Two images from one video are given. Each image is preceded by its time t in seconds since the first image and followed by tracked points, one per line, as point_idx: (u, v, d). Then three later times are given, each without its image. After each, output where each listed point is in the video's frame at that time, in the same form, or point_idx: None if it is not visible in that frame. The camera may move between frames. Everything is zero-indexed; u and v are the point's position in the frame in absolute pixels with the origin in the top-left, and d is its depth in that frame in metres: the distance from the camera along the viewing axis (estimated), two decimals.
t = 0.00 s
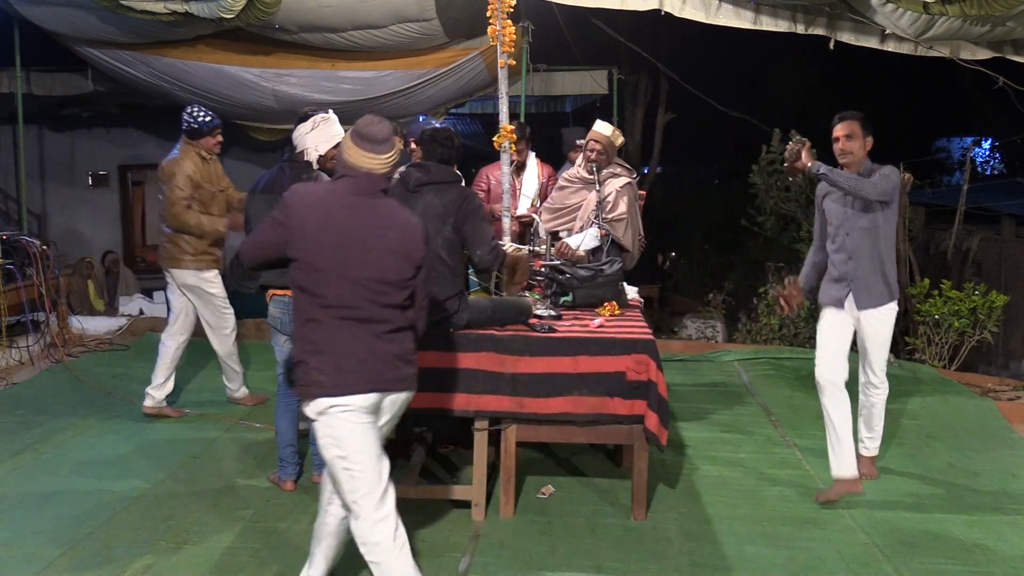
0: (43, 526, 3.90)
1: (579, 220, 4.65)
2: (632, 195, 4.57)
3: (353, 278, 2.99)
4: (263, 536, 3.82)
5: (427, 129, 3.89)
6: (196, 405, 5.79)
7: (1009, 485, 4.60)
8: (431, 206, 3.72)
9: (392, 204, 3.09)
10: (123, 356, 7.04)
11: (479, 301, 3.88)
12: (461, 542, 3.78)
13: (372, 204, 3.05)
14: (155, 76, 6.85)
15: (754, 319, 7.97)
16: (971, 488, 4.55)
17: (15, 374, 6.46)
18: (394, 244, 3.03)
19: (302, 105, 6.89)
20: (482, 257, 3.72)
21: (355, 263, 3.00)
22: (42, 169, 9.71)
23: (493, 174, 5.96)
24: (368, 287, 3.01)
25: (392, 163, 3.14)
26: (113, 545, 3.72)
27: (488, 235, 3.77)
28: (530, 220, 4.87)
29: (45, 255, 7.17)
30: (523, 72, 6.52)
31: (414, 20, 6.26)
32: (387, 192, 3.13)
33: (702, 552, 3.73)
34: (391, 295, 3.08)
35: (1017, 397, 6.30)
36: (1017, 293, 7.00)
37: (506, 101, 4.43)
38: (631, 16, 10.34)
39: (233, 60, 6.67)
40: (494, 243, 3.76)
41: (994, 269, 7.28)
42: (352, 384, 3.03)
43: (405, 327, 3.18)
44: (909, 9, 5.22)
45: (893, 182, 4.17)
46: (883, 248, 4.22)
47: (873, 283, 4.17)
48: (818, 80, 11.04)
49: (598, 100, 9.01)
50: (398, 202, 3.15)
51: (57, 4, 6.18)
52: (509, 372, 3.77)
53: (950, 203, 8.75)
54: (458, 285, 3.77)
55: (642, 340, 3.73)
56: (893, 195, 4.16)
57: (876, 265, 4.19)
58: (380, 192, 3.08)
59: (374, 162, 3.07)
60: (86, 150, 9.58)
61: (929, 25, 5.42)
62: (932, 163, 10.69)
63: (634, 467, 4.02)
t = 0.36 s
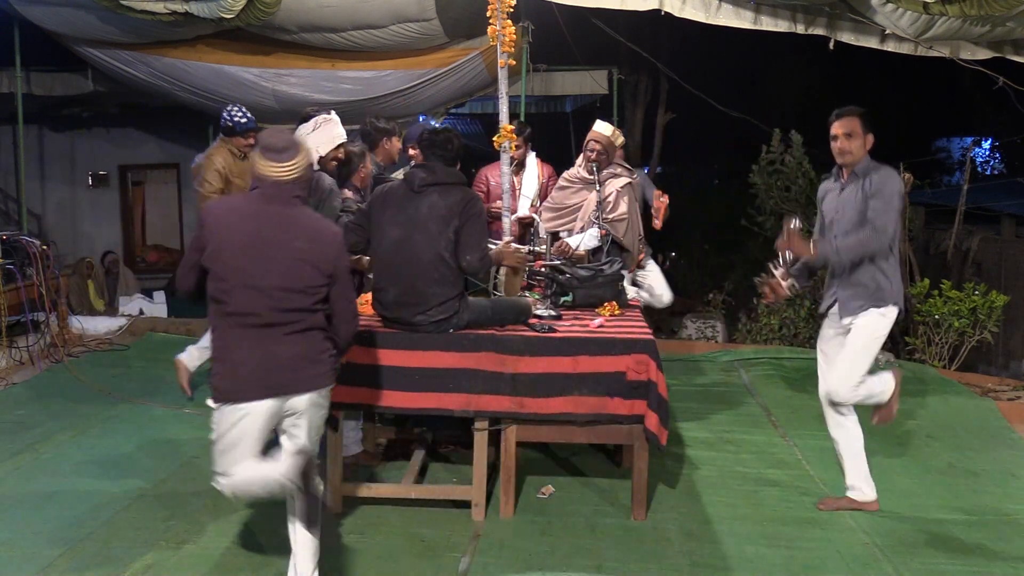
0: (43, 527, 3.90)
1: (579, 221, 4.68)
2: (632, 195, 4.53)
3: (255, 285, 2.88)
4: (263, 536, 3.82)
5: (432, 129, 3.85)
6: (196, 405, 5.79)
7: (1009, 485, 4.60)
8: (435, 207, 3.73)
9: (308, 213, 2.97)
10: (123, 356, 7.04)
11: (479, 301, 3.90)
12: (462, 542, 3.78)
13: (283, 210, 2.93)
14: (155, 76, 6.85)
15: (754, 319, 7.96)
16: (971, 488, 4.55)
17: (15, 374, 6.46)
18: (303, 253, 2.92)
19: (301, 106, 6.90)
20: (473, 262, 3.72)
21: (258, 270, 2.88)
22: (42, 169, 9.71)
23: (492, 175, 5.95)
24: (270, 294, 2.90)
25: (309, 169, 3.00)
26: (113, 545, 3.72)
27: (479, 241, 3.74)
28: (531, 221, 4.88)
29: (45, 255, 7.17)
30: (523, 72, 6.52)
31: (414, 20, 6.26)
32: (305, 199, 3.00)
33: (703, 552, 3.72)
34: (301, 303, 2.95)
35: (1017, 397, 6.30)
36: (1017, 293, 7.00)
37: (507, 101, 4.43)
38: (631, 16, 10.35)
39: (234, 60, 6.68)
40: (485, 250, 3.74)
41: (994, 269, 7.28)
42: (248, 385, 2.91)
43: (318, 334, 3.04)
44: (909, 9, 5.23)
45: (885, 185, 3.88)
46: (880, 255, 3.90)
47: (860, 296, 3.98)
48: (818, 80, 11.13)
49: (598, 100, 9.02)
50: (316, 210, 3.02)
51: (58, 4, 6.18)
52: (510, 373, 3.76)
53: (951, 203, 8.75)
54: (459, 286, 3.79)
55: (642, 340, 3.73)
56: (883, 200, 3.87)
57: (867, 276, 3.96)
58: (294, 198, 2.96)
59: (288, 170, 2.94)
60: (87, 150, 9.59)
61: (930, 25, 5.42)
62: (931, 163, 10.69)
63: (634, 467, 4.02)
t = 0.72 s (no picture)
0: (43, 526, 3.91)
1: (581, 222, 4.65)
2: (633, 195, 4.51)
3: (140, 287, 2.99)
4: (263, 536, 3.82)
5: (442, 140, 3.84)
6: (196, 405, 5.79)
7: (1009, 485, 4.59)
8: (431, 207, 3.73)
9: (182, 207, 3.05)
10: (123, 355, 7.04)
11: (479, 300, 3.89)
12: (462, 542, 3.78)
13: (154, 210, 3.02)
14: (155, 76, 6.85)
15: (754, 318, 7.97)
16: (971, 488, 4.55)
17: (15, 374, 6.46)
18: (191, 250, 3.02)
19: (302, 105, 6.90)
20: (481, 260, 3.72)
21: (140, 273, 2.98)
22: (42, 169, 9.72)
23: (493, 175, 5.95)
24: (155, 295, 3.01)
25: (170, 163, 3.06)
26: (113, 545, 3.72)
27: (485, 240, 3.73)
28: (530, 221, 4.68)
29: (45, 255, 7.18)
30: (523, 71, 6.52)
31: (414, 20, 6.26)
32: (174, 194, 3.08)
33: (702, 552, 3.72)
34: (195, 297, 3.06)
35: (1017, 397, 6.29)
36: (1018, 293, 6.99)
37: (506, 101, 4.43)
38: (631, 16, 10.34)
39: (233, 60, 6.68)
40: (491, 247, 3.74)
41: (994, 268, 7.28)
42: (153, 378, 3.05)
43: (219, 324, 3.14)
44: (909, 9, 5.23)
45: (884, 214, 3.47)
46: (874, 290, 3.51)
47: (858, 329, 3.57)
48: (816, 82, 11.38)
49: (598, 100, 9.01)
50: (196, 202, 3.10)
51: (58, 4, 6.18)
52: (510, 373, 3.77)
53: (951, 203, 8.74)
54: (459, 285, 3.79)
55: (642, 340, 3.73)
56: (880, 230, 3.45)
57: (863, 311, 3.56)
58: (164, 197, 3.04)
59: (151, 170, 3.00)
60: (87, 150, 9.60)
61: (930, 24, 5.42)
62: (931, 163, 10.69)
63: (634, 467, 4.02)
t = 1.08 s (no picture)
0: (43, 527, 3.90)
1: (581, 222, 4.62)
2: (636, 195, 4.53)
3: (39, 265, 3.12)
4: (263, 536, 3.82)
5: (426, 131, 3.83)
6: (196, 405, 5.79)
7: (1009, 485, 4.59)
8: (436, 208, 3.73)
9: (80, 187, 3.14)
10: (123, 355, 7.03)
11: (479, 301, 3.90)
12: (462, 542, 3.78)
13: (56, 189, 3.12)
14: (155, 76, 6.85)
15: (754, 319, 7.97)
16: (971, 488, 4.55)
17: (15, 374, 6.46)
18: (76, 228, 3.11)
19: (301, 105, 6.90)
20: (493, 265, 3.74)
21: (38, 248, 3.11)
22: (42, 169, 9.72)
23: (494, 175, 5.96)
24: (51, 272, 3.13)
25: (76, 144, 3.19)
26: (113, 545, 3.71)
27: (498, 245, 3.74)
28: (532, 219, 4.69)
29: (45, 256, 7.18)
30: (523, 71, 6.52)
31: (414, 20, 6.26)
32: (80, 174, 3.19)
33: (702, 552, 3.73)
34: (82, 276, 3.15)
35: (1017, 397, 6.29)
36: (1018, 293, 6.99)
37: (507, 101, 4.43)
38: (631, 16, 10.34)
39: (233, 60, 6.69)
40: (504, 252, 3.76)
41: (994, 268, 7.28)
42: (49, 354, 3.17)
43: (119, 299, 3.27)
44: (909, 9, 5.22)
45: (867, 179, 3.31)
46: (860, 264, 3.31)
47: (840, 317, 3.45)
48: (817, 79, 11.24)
49: (598, 100, 9.02)
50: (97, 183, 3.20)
51: (57, 4, 6.18)
52: (509, 373, 3.77)
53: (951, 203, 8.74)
54: (460, 285, 3.79)
55: (642, 340, 3.73)
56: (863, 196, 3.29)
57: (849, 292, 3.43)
58: (67, 176, 3.15)
59: (55, 151, 3.12)
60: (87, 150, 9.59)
61: (929, 24, 5.43)
62: (931, 163, 10.68)
63: (634, 467, 4.02)
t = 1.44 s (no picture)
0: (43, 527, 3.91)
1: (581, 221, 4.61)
2: (637, 194, 4.49)
3: (17, 247, 3.34)
4: (263, 536, 3.82)
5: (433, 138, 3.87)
6: (196, 405, 5.79)
7: (1009, 485, 4.60)
8: (433, 206, 3.74)
9: (70, 191, 3.37)
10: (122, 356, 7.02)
11: (479, 301, 3.90)
12: (462, 542, 3.78)
13: (55, 187, 3.38)
14: (155, 76, 6.85)
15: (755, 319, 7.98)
16: (971, 488, 4.55)
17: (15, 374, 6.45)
18: (48, 224, 3.32)
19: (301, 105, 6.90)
20: (485, 261, 3.72)
21: (25, 236, 3.34)
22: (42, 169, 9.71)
23: (493, 175, 5.95)
24: (26, 257, 3.34)
25: (90, 152, 3.44)
26: (114, 545, 3.71)
27: (490, 238, 3.73)
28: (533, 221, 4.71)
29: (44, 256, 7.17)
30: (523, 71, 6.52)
31: (414, 20, 6.26)
32: (85, 182, 3.44)
33: (702, 552, 3.73)
34: (43, 268, 3.35)
35: (1017, 397, 6.29)
36: (1017, 292, 7.00)
37: (506, 101, 4.43)
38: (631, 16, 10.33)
39: (233, 60, 6.68)
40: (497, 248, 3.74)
41: (994, 268, 7.28)
42: None
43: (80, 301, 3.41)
44: (909, 9, 5.23)
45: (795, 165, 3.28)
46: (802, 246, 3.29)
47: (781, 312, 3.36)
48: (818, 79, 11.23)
49: (598, 100, 9.01)
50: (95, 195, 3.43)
51: (57, 4, 6.18)
52: (509, 373, 3.77)
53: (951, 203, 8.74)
54: (458, 284, 3.80)
55: (642, 340, 3.73)
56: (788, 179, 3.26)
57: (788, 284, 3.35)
58: (71, 180, 3.40)
59: (68, 155, 3.38)
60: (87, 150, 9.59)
61: (929, 24, 5.43)
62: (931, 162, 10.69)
63: (634, 467, 4.02)
